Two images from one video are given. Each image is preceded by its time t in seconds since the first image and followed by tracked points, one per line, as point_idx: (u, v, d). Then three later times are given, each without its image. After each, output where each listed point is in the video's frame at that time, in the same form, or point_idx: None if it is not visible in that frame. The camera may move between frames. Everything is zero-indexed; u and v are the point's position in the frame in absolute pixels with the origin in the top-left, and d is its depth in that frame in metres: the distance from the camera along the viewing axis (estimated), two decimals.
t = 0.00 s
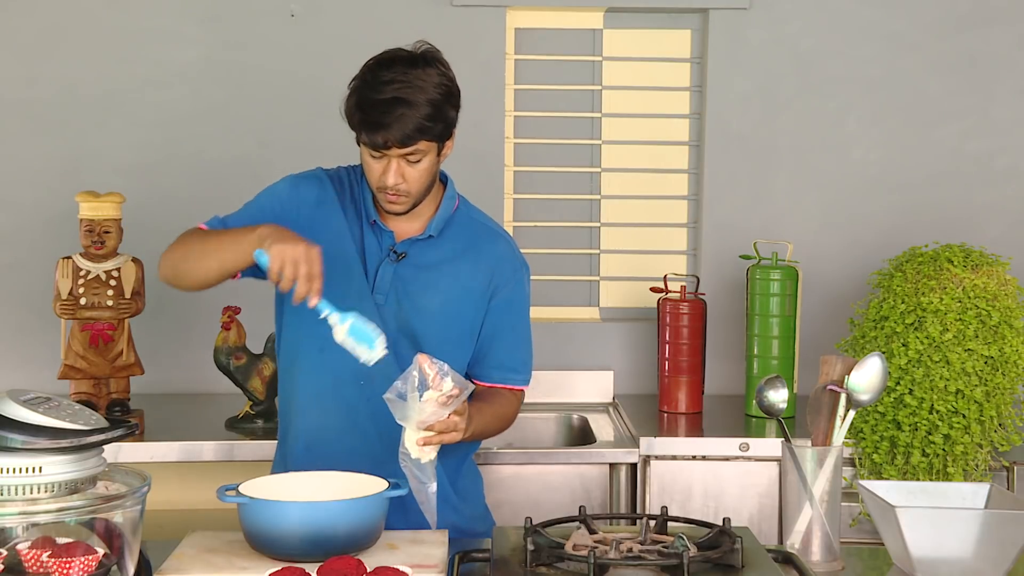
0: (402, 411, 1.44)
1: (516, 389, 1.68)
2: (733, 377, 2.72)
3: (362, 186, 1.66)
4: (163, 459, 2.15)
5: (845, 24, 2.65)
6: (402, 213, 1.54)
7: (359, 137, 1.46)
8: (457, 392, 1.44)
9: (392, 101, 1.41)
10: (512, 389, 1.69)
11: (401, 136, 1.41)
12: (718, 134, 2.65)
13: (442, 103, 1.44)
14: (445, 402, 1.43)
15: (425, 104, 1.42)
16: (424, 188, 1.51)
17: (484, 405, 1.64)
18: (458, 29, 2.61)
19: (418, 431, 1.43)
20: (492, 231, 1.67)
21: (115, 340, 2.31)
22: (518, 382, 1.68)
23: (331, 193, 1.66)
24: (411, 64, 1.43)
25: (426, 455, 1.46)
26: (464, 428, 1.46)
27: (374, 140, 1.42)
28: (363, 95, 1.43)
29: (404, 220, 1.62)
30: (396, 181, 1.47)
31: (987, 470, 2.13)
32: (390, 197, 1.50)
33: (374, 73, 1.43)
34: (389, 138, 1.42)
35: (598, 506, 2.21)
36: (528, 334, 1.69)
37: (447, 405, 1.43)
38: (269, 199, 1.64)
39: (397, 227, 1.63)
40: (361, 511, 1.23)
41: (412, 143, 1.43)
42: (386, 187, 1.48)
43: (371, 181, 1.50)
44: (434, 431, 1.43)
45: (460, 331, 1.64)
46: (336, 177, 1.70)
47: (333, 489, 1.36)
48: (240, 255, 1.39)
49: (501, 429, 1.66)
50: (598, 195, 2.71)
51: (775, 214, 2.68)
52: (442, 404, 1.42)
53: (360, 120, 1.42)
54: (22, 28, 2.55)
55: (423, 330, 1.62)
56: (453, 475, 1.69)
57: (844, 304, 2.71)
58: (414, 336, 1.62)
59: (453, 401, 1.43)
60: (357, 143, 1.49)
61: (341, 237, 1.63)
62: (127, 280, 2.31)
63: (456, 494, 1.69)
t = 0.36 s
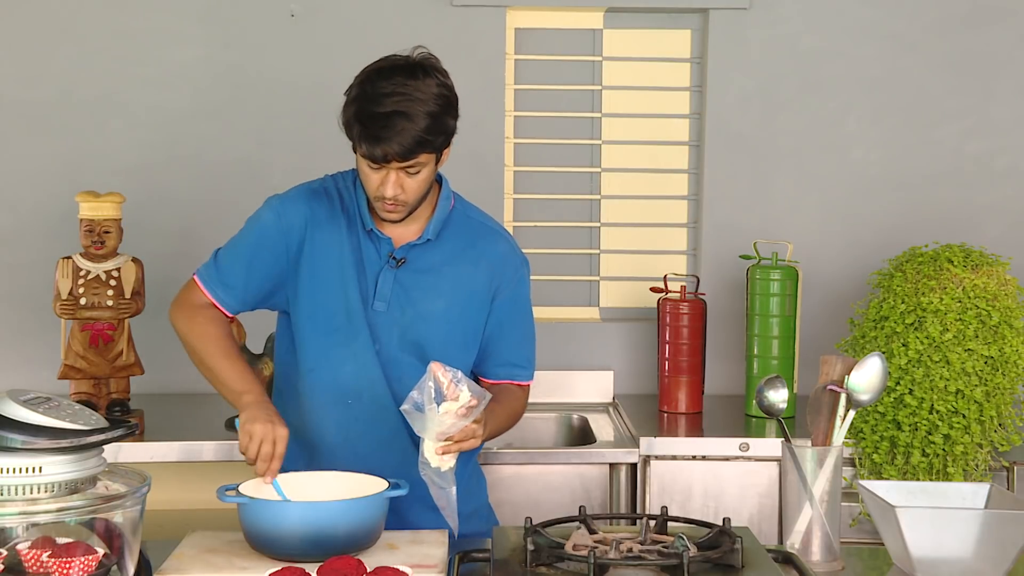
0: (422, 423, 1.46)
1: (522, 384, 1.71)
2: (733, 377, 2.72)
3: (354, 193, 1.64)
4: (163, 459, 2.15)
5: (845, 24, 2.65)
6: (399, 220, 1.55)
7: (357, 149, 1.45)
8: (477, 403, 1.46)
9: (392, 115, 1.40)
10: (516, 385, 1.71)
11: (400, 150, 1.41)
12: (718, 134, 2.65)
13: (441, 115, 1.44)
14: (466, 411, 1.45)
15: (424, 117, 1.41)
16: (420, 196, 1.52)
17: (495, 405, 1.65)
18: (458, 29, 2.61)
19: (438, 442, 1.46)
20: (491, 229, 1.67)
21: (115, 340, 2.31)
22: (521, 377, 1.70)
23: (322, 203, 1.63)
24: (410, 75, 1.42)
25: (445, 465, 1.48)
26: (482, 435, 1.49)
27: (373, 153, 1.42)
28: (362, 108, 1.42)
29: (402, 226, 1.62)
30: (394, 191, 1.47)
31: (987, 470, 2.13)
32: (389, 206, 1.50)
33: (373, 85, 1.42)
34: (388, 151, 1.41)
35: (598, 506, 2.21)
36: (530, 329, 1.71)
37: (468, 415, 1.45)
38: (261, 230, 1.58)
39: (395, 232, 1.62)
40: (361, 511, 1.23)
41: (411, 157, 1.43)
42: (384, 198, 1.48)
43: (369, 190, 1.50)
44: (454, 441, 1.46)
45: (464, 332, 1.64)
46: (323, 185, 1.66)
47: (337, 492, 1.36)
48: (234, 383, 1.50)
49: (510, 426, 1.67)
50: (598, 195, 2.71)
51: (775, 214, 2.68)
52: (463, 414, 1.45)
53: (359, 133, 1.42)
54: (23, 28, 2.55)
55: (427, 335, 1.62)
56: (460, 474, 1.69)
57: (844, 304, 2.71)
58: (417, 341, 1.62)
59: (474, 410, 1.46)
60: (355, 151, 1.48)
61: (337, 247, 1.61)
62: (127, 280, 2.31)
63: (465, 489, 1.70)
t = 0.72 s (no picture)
0: (423, 423, 1.47)
1: (523, 382, 1.70)
2: (733, 377, 2.72)
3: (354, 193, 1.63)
4: (163, 459, 2.14)
5: (845, 24, 2.65)
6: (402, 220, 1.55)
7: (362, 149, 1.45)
8: (480, 403, 1.47)
9: (397, 115, 1.40)
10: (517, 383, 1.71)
11: (406, 149, 1.41)
12: (718, 134, 2.65)
13: (445, 114, 1.44)
14: (467, 410, 1.46)
15: (429, 116, 1.41)
16: (423, 195, 1.52)
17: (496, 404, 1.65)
18: (458, 29, 2.61)
19: (439, 441, 1.46)
20: (492, 228, 1.67)
21: (115, 340, 2.31)
22: (522, 375, 1.70)
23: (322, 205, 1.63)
24: (414, 75, 1.42)
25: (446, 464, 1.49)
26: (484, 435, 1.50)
27: (379, 153, 1.42)
28: (366, 108, 1.41)
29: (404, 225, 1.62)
30: (399, 191, 1.47)
31: (987, 470, 2.13)
32: (393, 205, 1.50)
33: (377, 84, 1.42)
34: (394, 151, 1.41)
35: (598, 506, 2.21)
36: (531, 327, 1.71)
37: (469, 414, 1.46)
38: (262, 233, 1.57)
39: (397, 232, 1.62)
40: (361, 511, 1.23)
41: (416, 156, 1.43)
42: (389, 197, 1.48)
43: (373, 191, 1.50)
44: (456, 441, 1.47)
45: (466, 331, 1.64)
46: (321, 185, 1.66)
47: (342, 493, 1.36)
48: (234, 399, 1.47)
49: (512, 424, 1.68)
50: (598, 195, 2.71)
51: (775, 214, 2.68)
52: (464, 414, 1.46)
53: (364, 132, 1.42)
54: (23, 28, 2.55)
55: (431, 334, 1.62)
56: (462, 473, 1.69)
57: (844, 304, 2.71)
58: (420, 341, 1.62)
59: (476, 410, 1.47)
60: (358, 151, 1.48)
61: (339, 249, 1.61)
62: (127, 280, 2.31)
63: (467, 488, 1.70)
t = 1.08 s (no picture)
0: (412, 423, 1.45)
1: (522, 380, 1.70)
2: (733, 377, 2.72)
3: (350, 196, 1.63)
4: (163, 459, 2.14)
5: (845, 24, 2.65)
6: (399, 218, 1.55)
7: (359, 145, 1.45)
8: (468, 402, 1.47)
9: (394, 110, 1.40)
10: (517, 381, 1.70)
11: (404, 145, 1.41)
12: (719, 134, 2.65)
13: (442, 110, 1.44)
14: (456, 409, 1.46)
15: (426, 112, 1.41)
16: (421, 192, 1.52)
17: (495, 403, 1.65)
18: (458, 29, 2.61)
19: (428, 440, 1.45)
20: (490, 226, 1.67)
21: (115, 340, 2.31)
22: (522, 373, 1.70)
23: (318, 208, 1.62)
24: (411, 71, 1.42)
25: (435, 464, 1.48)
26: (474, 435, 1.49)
27: (376, 149, 1.42)
28: (364, 104, 1.42)
29: (401, 225, 1.61)
30: (396, 188, 1.47)
31: (987, 470, 2.13)
32: (390, 202, 1.50)
33: (374, 80, 1.42)
34: (391, 147, 1.41)
35: (598, 506, 2.21)
36: (530, 324, 1.71)
37: (460, 414, 1.46)
38: (258, 241, 1.57)
39: (394, 232, 1.62)
40: (361, 511, 1.23)
41: (413, 153, 1.43)
42: (386, 194, 1.48)
43: (370, 188, 1.50)
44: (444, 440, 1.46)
45: (465, 330, 1.64)
46: (317, 188, 1.65)
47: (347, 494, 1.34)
48: (228, 406, 1.50)
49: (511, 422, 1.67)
50: (598, 195, 2.71)
51: (775, 214, 2.68)
52: (454, 414, 1.45)
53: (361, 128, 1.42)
54: (23, 28, 2.55)
55: (431, 334, 1.62)
56: (462, 474, 1.69)
57: (844, 304, 2.71)
58: (419, 341, 1.62)
59: (464, 409, 1.46)
60: (355, 148, 1.48)
61: (337, 252, 1.61)
62: (127, 280, 2.31)
63: (467, 488, 1.70)
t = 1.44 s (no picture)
0: (399, 415, 1.44)
1: (522, 378, 1.68)
2: (733, 376, 2.72)
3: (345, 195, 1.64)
4: (163, 459, 2.14)
5: (845, 24, 2.64)
6: (394, 214, 1.54)
7: (353, 138, 1.45)
8: (453, 394, 1.44)
9: (388, 101, 1.40)
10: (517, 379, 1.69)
11: (397, 136, 1.41)
12: (718, 134, 2.65)
13: (436, 102, 1.44)
14: (442, 399, 1.43)
15: (420, 102, 1.41)
16: (415, 187, 1.52)
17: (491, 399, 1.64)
18: (458, 29, 2.61)
19: (416, 432, 1.43)
20: (486, 223, 1.66)
21: (115, 340, 2.31)
22: (522, 370, 1.68)
23: (312, 209, 1.64)
24: (405, 64, 1.43)
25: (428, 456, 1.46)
26: (464, 427, 1.47)
27: (370, 140, 1.42)
28: (357, 95, 1.42)
29: (396, 221, 1.62)
30: (390, 181, 1.47)
31: (987, 470, 2.13)
32: (383, 196, 1.49)
33: (368, 72, 1.42)
34: (385, 137, 1.41)
35: (598, 506, 2.21)
36: (529, 323, 1.69)
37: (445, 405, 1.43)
38: (251, 239, 1.60)
39: (389, 230, 1.62)
40: (361, 511, 1.23)
41: (407, 144, 1.43)
42: (379, 187, 1.48)
43: (363, 182, 1.49)
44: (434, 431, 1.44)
45: (461, 327, 1.64)
46: (313, 189, 1.67)
47: (325, 456, 1.45)
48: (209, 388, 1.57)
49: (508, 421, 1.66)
50: (598, 195, 2.71)
51: (775, 214, 2.68)
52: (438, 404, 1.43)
53: (354, 120, 1.42)
54: (23, 28, 2.55)
55: (427, 332, 1.62)
56: (459, 473, 1.69)
57: (844, 304, 2.71)
58: (415, 338, 1.62)
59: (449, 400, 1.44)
60: (348, 142, 1.48)
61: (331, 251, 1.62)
62: (127, 280, 2.31)
63: (465, 487, 1.70)
